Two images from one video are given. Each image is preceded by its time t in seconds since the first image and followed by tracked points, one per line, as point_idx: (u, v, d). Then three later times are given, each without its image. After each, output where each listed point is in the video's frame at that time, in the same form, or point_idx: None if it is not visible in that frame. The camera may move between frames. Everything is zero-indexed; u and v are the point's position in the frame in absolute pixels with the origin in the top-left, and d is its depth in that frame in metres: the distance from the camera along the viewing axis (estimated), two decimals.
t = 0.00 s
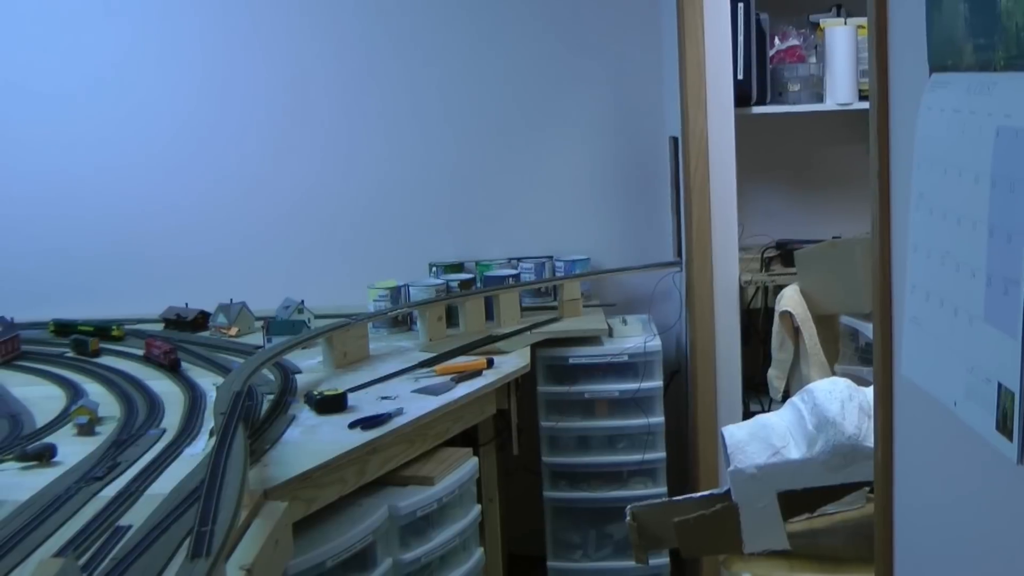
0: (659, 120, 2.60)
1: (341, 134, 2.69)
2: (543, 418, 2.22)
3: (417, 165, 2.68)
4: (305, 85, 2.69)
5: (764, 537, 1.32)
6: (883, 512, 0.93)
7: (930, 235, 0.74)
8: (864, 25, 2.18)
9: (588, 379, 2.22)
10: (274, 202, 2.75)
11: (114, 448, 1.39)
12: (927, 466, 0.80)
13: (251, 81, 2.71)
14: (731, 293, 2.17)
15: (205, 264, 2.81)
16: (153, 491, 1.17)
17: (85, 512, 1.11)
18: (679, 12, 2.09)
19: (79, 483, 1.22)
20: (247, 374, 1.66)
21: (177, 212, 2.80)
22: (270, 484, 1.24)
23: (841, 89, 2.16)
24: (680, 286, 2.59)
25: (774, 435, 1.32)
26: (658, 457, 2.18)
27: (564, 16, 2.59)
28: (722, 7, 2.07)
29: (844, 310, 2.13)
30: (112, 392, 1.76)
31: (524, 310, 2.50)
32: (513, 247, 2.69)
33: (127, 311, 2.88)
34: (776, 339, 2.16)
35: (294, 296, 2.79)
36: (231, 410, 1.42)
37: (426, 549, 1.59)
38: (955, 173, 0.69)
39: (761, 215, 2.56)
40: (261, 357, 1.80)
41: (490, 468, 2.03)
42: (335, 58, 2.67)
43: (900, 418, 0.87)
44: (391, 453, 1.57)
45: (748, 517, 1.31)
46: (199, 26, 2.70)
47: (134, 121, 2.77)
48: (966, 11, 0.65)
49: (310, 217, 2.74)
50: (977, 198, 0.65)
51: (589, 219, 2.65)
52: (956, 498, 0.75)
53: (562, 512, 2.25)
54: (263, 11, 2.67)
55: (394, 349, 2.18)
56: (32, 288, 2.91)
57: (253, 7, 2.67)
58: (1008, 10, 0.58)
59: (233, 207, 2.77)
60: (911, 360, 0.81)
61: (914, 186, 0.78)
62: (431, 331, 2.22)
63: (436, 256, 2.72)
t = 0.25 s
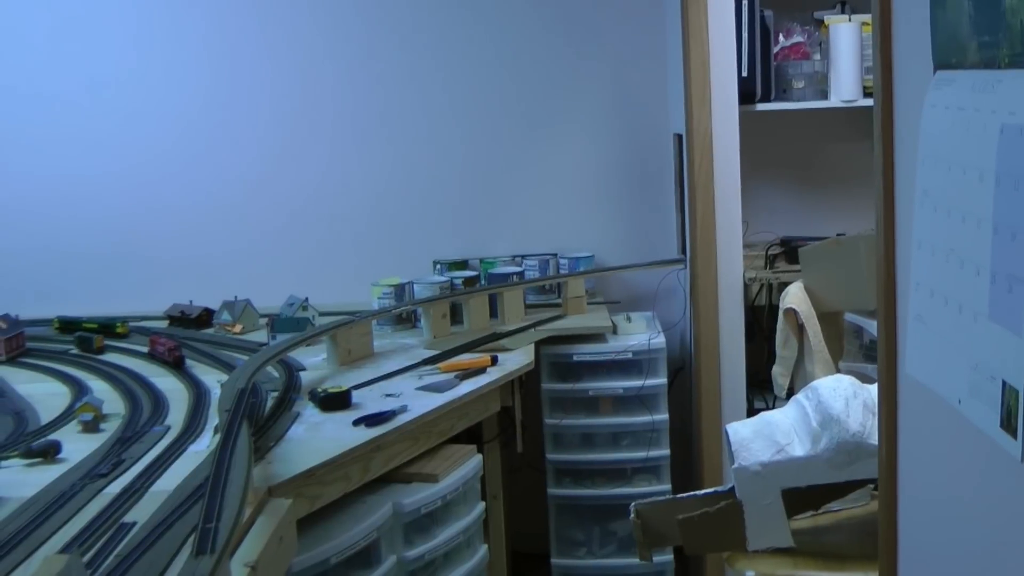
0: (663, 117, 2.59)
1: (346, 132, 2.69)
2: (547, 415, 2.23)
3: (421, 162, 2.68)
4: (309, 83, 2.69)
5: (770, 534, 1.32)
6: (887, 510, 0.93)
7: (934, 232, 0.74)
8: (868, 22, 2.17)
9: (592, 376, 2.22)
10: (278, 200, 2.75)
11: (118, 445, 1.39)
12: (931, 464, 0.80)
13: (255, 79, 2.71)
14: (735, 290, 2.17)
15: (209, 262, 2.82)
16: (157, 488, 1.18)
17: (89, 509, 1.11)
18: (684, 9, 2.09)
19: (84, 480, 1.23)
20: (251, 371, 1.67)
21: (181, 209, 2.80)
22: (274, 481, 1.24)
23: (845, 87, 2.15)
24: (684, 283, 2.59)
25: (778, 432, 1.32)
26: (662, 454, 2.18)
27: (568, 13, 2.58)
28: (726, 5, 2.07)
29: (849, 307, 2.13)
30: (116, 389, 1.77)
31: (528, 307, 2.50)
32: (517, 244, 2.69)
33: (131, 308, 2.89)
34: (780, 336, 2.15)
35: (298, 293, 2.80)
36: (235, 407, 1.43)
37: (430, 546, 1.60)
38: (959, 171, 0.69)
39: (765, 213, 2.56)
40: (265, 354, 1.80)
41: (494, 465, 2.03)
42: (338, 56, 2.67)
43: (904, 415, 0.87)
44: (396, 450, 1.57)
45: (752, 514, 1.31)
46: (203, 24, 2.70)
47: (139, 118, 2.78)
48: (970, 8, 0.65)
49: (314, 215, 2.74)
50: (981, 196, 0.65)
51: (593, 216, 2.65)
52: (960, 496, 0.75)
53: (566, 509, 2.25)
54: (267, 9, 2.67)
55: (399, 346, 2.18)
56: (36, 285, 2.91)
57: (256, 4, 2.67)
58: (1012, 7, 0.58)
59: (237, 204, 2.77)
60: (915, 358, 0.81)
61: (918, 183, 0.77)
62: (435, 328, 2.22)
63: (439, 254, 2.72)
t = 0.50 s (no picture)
0: (667, 114, 2.59)
1: (350, 129, 2.70)
2: (551, 412, 2.23)
3: (424, 159, 2.68)
4: (313, 80, 2.69)
5: (773, 530, 1.32)
6: (891, 508, 0.93)
7: (937, 230, 0.74)
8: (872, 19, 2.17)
9: (595, 373, 2.22)
10: (282, 197, 2.75)
11: (122, 443, 1.40)
12: (934, 461, 0.80)
13: (258, 76, 2.71)
14: (738, 287, 2.17)
15: (213, 259, 2.82)
16: (161, 486, 1.18)
17: (94, 506, 1.12)
18: (688, 6, 2.08)
19: (88, 478, 1.23)
20: (255, 368, 1.67)
21: (185, 206, 2.80)
22: (278, 478, 1.25)
23: (849, 83, 2.15)
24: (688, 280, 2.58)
25: (782, 429, 1.32)
26: (666, 452, 2.18)
27: (572, 10, 2.58)
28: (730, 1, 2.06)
29: (852, 304, 2.13)
30: (120, 386, 1.77)
31: (532, 304, 2.50)
32: (521, 241, 2.68)
33: (135, 305, 2.89)
34: (783, 334, 2.15)
35: (301, 290, 2.80)
36: (238, 404, 1.43)
37: (434, 543, 1.60)
38: (963, 168, 0.68)
39: (768, 209, 2.55)
40: (269, 352, 1.81)
41: (498, 462, 2.04)
42: (341, 53, 2.67)
43: (907, 413, 0.87)
44: (399, 447, 1.57)
45: (756, 511, 1.31)
46: (206, 21, 2.70)
47: (143, 115, 2.78)
48: (973, 6, 0.64)
49: (317, 212, 2.75)
50: (985, 194, 0.65)
51: (597, 213, 2.65)
52: (961, 494, 0.75)
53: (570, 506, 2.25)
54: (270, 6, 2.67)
55: (402, 343, 2.18)
56: (40, 282, 2.92)
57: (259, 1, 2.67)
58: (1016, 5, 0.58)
59: (240, 201, 2.77)
60: (918, 355, 0.81)
61: (922, 181, 0.77)
62: (439, 325, 2.22)
63: (443, 251, 2.72)
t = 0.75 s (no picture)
0: (670, 111, 2.59)
1: (354, 126, 2.70)
2: (554, 409, 2.23)
3: (428, 156, 2.68)
4: (317, 78, 2.69)
5: (776, 527, 1.32)
6: (894, 505, 0.93)
7: (941, 228, 0.74)
8: (876, 16, 2.16)
9: (598, 370, 2.22)
10: (286, 194, 2.75)
11: (126, 440, 1.40)
12: (937, 459, 0.80)
13: (262, 73, 2.71)
14: (741, 284, 2.17)
15: (216, 256, 2.83)
16: (165, 482, 1.18)
17: (98, 503, 1.12)
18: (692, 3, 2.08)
19: (92, 475, 1.23)
20: (258, 365, 1.67)
21: (188, 204, 2.81)
22: (282, 475, 1.25)
23: (852, 80, 2.14)
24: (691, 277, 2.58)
25: (785, 427, 1.31)
26: (669, 449, 2.18)
27: (575, 7, 2.58)
28: None
29: (855, 301, 2.12)
30: (124, 383, 1.77)
31: (536, 302, 2.50)
32: (524, 239, 2.68)
33: (139, 303, 2.90)
34: (787, 331, 2.15)
35: (305, 288, 2.80)
36: (242, 402, 1.43)
37: (437, 540, 1.60)
38: (966, 165, 0.68)
39: (772, 206, 2.55)
40: (273, 349, 1.81)
41: (501, 459, 2.04)
42: (345, 50, 2.67)
43: (910, 410, 0.87)
44: (403, 444, 1.57)
45: (759, 508, 1.31)
46: (210, 18, 2.71)
47: (146, 112, 2.78)
48: (977, 3, 0.64)
49: (320, 210, 2.75)
50: (988, 191, 0.65)
51: (600, 210, 2.65)
52: (964, 491, 0.75)
53: (573, 503, 2.25)
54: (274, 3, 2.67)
55: (406, 340, 2.18)
56: (43, 279, 2.92)
57: None
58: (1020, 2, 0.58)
59: (244, 198, 2.78)
60: (922, 353, 0.81)
61: (925, 178, 0.77)
62: (442, 322, 2.23)
63: (446, 248, 2.72)
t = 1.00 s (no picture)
0: (673, 109, 2.58)
1: (357, 123, 2.70)
2: (557, 407, 2.23)
3: (431, 153, 2.68)
4: (321, 75, 2.69)
5: (778, 524, 1.32)
6: (896, 502, 0.93)
7: (944, 225, 0.74)
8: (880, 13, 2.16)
9: (601, 367, 2.22)
10: (289, 191, 2.76)
11: (129, 437, 1.40)
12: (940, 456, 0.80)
13: (265, 71, 2.71)
14: (745, 281, 2.17)
15: (219, 253, 2.83)
16: (168, 479, 1.18)
17: (100, 500, 1.12)
18: None
19: (94, 472, 1.24)
20: (261, 363, 1.67)
21: (191, 201, 2.81)
22: (284, 472, 1.25)
23: (855, 76, 2.15)
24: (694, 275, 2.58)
25: (788, 424, 1.31)
26: (672, 446, 2.18)
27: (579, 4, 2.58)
28: None
29: (856, 298, 2.12)
30: (127, 381, 1.78)
31: (539, 299, 2.50)
32: (527, 236, 2.68)
33: (142, 300, 2.90)
34: (789, 328, 2.15)
35: (308, 285, 2.80)
36: (245, 398, 1.43)
37: (440, 537, 1.60)
38: (969, 163, 0.68)
39: (776, 203, 2.55)
40: (275, 346, 1.81)
41: (504, 456, 2.04)
42: (349, 47, 2.67)
43: (913, 407, 0.86)
44: (406, 441, 1.58)
45: (762, 505, 1.31)
46: (213, 16, 2.71)
47: (149, 110, 2.79)
48: None
49: (323, 207, 2.75)
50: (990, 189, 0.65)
51: (603, 207, 2.65)
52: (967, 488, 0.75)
53: (576, 500, 2.25)
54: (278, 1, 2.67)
55: (409, 337, 2.18)
56: (47, 277, 2.93)
57: None
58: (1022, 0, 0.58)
59: (247, 196, 2.78)
60: (925, 350, 0.81)
61: (927, 175, 0.77)
62: (445, 320, 2.23)
63: (449, 245, 2.72)
